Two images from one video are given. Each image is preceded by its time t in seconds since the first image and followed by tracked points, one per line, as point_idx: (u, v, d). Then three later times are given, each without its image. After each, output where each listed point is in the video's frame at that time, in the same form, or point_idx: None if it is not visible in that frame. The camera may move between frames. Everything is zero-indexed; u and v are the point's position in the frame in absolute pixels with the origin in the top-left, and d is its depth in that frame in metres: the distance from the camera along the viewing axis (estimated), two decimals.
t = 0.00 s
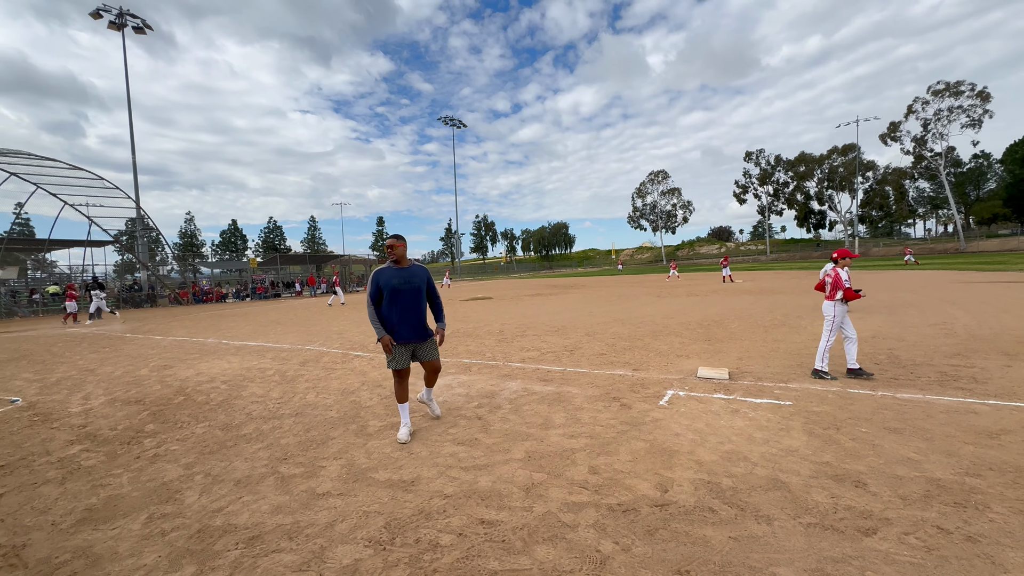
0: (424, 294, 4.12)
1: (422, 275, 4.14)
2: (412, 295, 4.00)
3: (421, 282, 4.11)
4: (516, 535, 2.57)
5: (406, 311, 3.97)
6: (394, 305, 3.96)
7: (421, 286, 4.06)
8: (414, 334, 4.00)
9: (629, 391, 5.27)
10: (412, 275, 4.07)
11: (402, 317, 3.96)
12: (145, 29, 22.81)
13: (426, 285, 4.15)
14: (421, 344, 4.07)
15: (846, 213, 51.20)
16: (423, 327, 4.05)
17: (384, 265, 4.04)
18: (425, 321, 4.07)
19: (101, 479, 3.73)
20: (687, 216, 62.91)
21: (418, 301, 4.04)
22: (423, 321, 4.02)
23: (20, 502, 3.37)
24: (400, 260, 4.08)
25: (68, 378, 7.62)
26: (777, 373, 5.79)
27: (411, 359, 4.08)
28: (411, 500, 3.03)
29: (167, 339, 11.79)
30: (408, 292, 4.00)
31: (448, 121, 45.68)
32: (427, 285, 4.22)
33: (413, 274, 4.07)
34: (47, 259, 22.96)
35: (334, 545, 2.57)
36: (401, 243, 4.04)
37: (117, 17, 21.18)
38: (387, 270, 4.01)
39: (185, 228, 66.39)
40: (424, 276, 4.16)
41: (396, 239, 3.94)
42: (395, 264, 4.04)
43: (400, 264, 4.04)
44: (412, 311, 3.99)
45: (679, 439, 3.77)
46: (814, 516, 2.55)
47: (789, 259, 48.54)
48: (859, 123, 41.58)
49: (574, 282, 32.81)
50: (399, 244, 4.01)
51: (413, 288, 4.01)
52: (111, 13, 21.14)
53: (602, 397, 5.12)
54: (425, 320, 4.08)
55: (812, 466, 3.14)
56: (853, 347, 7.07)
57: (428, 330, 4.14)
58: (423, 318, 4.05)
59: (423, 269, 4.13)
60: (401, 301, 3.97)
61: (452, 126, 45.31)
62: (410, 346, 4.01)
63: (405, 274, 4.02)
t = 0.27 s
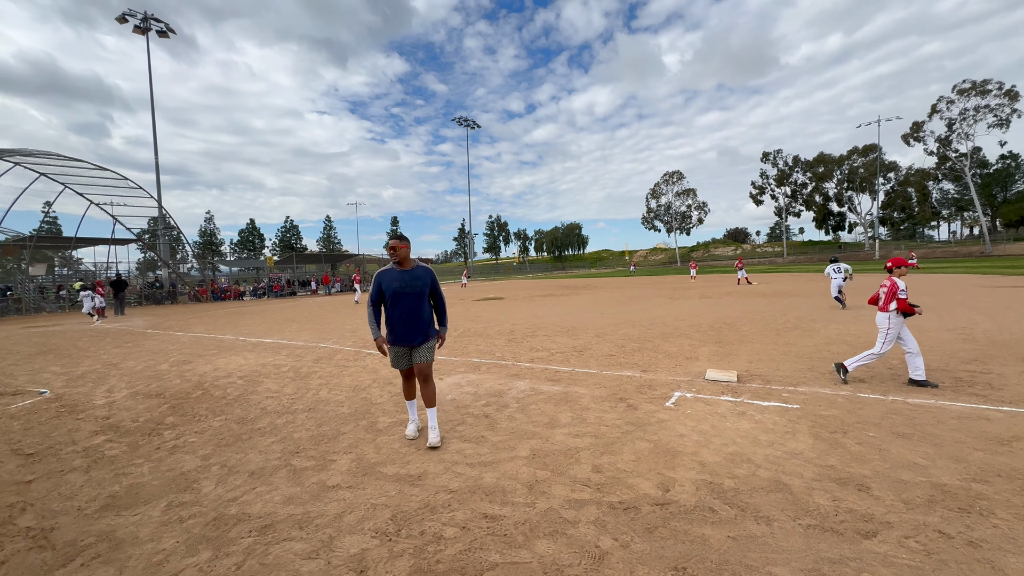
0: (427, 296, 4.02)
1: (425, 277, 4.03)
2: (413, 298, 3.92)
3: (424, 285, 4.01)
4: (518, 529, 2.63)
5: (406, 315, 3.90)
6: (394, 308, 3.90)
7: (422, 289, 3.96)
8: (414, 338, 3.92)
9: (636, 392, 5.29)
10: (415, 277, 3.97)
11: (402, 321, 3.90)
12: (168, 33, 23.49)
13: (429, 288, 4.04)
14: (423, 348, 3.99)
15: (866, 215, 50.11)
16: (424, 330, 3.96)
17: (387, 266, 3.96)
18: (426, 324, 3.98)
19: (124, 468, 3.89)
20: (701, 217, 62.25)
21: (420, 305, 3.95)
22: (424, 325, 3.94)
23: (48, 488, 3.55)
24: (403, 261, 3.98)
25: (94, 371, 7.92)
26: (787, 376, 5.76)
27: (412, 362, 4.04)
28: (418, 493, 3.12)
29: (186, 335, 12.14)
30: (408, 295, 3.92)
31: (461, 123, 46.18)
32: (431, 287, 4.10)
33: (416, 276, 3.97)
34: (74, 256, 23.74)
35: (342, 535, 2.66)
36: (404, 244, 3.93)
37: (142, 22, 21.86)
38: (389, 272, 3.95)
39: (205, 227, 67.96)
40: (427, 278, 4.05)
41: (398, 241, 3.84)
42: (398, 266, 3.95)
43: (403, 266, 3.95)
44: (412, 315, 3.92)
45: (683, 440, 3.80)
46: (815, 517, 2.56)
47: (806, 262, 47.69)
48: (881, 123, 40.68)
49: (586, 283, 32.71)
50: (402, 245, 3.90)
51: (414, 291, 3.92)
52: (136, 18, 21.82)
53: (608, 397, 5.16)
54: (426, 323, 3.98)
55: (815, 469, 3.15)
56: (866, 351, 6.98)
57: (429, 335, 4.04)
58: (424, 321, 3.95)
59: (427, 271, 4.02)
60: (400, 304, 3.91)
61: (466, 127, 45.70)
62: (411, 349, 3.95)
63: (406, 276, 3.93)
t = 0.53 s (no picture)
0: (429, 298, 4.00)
1: (431, 278, 4.04)
2: (414, 298, 3.95)
3: (428, 286, 4.00)
4: (522, 521, 2.70)
5: (405, 314, 3.93)
6: (396, 306, 3.98)
7: (424, 290, 3.97)
8: (412, 339, 3.93)
9: (644, 391, 5.31)
10: (419, 277, 4.01)
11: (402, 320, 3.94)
12: (192, 36, 24.12)
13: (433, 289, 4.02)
14: (421, 350, 3.97)
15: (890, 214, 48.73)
16: (422, 332, 3.95)
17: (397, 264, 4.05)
18: (425, 326, 3.96)
19: (148, 455, 4.08)
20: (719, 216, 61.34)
21: (421, 305, 3.96)
22: (421, 327, 3.93)
23: (78, 472, 3.74)
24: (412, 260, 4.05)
25: (120, 363, 8.24)
26: (799, 377, 5.70)
27: (413, 364, 4.05)
28: (425, 485, 3.21)
29: (208, 330, 12.51)
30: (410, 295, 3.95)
31: (481, 122, 46.47)
32: (437, 289, 4.08)
33: (420, 277, 4.01)
34: (102, 252, 24.58)
35: (352, 523, 2.77)
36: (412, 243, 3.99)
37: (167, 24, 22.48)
38: (397, 271, 4.04)
39: (226, 225, 69.57)
40: (433, 280, 4.05)
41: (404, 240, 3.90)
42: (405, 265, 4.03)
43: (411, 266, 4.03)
44: (412, 315, 3.93)
45: (689, 439, 3.82)
46: (817, 517, 2.57)
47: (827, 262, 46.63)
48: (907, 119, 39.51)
49: (601, 282, 32.55)
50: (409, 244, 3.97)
51: (416, 291, 3.95)
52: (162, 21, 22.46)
53: (617, 396, 5.18)
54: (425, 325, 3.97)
55: (821, 470, 3.14)
56: (883, 353, 6.86)
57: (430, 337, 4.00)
58: (424, 323, 3.95)
59: (433, 272, 4.03)
60: (402, 303, 3.96)
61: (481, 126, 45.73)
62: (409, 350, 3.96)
63: (410, 275, 3.97)
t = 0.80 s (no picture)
0: (422, 292, 3.89)
1: (426, 272, 3.92)
2: (406, 292, 3.92)
3: (425, 278, 3.91)
4: (528, 513, 2.76)
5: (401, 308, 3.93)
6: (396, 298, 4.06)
7: (416, 284, 3.90)
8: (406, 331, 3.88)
9: (655, 389, 5.32)
10: (417, 270, 3.95)
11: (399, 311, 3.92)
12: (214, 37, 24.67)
13: (426, 283, 3.89)
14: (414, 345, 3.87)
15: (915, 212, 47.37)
16: (412, 326, 3.89)
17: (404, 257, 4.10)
18: (415, 320, 3.89)
19: (171, 443, 4.25)
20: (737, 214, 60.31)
21: (416, 298, 3.89)
22: (410, 321, 3.89)
23: (106, 458, 3.92)
24: (417, 254, 4.03)
25: (145, 356, 8.54)
26: (813, 377, 5.64)
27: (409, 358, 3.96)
28: (435, 476, 3.29)
29: (228, 324, 12.85)
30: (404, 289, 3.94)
31: (495, 119, 46.15)
32: (432, 283, 3.91)
33: (417, 270, 3.94)
34: (127, 249, 25.35)
35: (364, 511, 2.86)
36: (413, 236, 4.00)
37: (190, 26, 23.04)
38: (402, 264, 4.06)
39: (246, 222, 71.02)
40: (428, 274, 3.91)
41: (403, 235, 3.96)
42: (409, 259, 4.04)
43: (414, 259, 4.01)
44: (404, 309, 3.92)
45: (698, 436, 3.83)
46: (823, 515, 2.58)
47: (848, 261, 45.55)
48: (934, 114, 38.33)
49: (615, 280, 32.37)
50: (410, 237, 3.99)
51: (409, 285, 3.91)
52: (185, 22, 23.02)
53: (627, 393, 5.21)
54: (416, 319, 3.89)
55: (830, 469, 3.13)
56: (901, 353, 6.73)
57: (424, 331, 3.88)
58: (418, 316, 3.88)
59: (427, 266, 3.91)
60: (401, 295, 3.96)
61: (496, 123, 45.67)
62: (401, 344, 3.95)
63: (407, 269, 3.97)
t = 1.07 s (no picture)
0: (408, 293, 3.72)
1: (411, 272, 3.74)
2: (394, 294, 3.77)
3: (411, 280, 3.73)
4: (535, 507, 2.79)
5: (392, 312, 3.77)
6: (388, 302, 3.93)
7: (402, 286, 3.72)
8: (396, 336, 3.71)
9: (664, 387, 5.31)
10: (403, 270, 3.78)
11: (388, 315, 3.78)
12: (228, 37, 24.99)
13: (411, 283, 3.71)
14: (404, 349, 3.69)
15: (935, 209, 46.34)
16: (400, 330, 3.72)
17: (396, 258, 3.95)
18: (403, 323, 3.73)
19: (188, 436, 4.36)
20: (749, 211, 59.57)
21: (404, 301, 3.72)
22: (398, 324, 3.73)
23: (126, 450, 4.04)
24: (405, 254, 3.85)
25: (162, 351, 8.74)
26: (826, 376, 5.58)
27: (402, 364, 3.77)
28: (444, 470, 3.34)
29: (242, 321, 13.05)
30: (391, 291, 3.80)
31: (506, 117, 46.02)
32: (419, 284, 3.73)
33: (404, 271, 3.78)
34: (145, 246, 25.85)
35: (375, 504, 2.92)
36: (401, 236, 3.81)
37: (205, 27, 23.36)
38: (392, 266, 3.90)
39: (259, 221, 71.99)
40: (414, 274, 3.73)
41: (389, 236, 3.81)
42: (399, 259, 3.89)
43: (403, 260, 3.85)
44: (393, 312, 3.78)
45: (706, 434, 3.83)
46: (831, 513, 2.57)
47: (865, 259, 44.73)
48: (956, 109, 37.42)
49: (625, 278, 32.16)
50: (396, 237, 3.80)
51: (396, 288, 3.74)
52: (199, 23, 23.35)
53: (635, 390, 5.21)
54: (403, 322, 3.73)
55: (840, 468, 3.11)
56: (917, 353, 6.61)
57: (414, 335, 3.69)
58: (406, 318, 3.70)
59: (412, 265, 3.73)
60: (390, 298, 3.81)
61: (506, 120, 45.59)
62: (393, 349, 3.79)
63: (395, 270, 3.82)
